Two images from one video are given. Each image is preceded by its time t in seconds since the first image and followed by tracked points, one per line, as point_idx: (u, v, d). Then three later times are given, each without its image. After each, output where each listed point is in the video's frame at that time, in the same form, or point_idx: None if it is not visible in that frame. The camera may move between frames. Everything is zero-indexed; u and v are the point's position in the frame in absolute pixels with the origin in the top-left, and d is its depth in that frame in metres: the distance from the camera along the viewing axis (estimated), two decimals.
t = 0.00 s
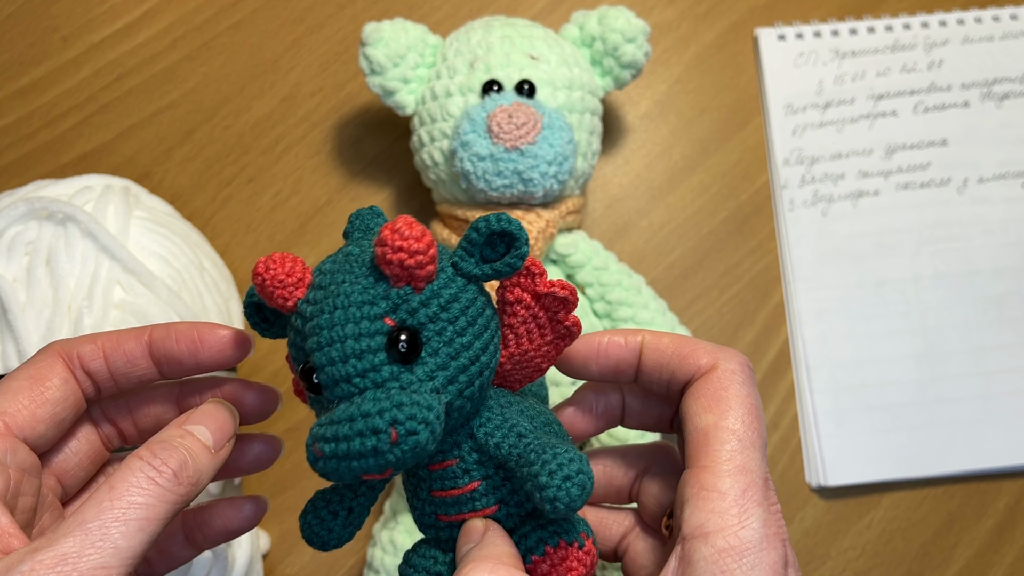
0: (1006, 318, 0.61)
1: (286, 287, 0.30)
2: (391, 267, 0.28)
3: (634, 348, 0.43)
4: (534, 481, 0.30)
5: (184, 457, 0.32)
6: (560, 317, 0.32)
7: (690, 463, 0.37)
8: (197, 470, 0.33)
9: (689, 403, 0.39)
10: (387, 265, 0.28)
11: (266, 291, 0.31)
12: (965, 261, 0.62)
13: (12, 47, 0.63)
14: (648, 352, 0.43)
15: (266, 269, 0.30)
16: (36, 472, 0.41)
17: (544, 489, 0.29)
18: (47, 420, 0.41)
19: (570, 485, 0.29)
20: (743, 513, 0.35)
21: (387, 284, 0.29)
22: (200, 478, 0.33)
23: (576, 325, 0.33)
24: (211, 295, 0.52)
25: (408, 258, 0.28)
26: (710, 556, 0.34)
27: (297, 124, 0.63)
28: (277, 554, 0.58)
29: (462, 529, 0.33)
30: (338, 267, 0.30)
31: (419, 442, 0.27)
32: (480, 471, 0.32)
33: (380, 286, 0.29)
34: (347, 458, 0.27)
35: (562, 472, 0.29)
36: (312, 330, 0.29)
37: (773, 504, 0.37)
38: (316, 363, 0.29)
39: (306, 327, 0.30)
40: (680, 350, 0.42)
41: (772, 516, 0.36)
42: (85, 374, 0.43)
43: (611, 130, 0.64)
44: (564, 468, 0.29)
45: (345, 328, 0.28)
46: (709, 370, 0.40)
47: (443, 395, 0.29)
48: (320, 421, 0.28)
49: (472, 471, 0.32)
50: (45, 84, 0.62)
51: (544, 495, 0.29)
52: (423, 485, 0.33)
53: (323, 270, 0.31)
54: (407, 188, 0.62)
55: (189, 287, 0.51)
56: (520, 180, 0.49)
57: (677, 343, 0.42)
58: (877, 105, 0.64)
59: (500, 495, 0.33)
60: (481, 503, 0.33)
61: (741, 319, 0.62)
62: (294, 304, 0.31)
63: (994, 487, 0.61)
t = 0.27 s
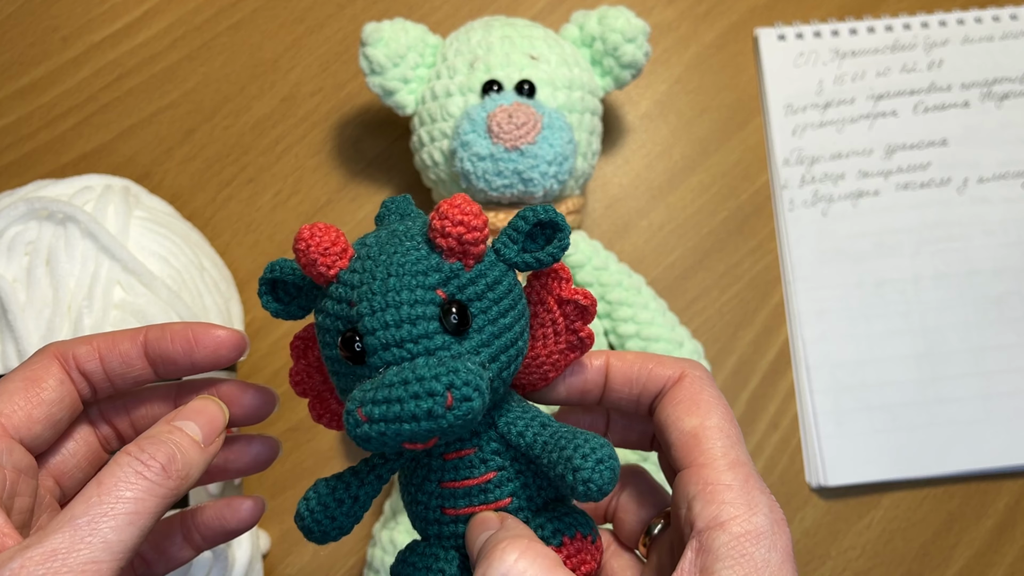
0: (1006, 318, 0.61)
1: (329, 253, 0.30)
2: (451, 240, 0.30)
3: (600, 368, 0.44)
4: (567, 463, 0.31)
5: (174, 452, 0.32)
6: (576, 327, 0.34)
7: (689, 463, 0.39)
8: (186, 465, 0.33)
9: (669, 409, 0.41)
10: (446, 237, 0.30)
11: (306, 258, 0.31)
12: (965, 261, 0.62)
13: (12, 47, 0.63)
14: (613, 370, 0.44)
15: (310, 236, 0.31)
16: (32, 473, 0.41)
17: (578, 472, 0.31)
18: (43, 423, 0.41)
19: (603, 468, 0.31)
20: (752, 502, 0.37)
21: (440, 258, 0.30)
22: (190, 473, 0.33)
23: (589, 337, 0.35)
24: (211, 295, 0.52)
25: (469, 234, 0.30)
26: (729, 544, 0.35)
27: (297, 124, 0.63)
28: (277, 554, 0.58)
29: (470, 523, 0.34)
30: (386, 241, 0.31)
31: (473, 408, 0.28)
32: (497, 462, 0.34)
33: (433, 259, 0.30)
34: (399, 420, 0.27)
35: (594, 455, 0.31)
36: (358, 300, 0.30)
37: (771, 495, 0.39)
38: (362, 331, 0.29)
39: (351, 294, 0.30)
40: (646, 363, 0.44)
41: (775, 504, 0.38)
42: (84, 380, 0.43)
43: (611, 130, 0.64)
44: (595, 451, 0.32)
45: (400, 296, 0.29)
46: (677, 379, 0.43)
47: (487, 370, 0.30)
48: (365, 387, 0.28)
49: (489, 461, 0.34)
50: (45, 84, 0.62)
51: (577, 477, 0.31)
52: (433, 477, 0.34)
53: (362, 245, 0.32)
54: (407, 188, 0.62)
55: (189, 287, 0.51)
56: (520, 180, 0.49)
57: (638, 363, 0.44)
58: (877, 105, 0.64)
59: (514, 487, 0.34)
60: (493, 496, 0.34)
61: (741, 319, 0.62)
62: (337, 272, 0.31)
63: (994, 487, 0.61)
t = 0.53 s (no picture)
0: (1006, 318, 0.61)
1: (361, 211, 0.33)
2: (477, 198, 0.33)
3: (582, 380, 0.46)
4: (588, 406, 0.34)
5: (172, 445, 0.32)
6: (563, 310, 0.38)
7: (683, 460, 0.42)
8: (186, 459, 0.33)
9: (652, 419, 0.44)
10: (473, 194, 0.33)
11: (340, 216, 0.33)
12: (965, 261, 0.62)
13: (12, 47, 0.63)
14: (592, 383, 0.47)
15: (343, 197, 0.33)
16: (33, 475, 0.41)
17: (601, 408, 0.33)
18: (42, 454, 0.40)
19: (622, 403, 0.34)
20: (751, 479, 0.40)
21: (466, 215, 0.34)
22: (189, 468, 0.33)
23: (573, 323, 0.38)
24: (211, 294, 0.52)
25: (493, 192, 0.34)
26: (738, 515, 0.38)
27: (297, 124, 0.62)
28: (277, 554, 0.58)
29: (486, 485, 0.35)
30: (413, 205, 0.34)
31: (517, 330, 0.30)
32: (512, 420, 0.36)
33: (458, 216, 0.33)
34: (453, 340, 0.30)
35: (613, 393, 0.34)
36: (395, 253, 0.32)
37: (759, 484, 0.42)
38: (404, 276, 0.32)
39: (388, 245, 0.32)
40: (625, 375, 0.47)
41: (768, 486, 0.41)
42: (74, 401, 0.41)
43: (611, 130, 0.64)
44: (612, 391, 0.34)
45: (440, 241, 0.32)
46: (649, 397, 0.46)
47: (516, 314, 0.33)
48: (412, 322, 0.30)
49: (505, 419, 0.36)
50: (45, 84, 0.62)
51: (600, 412, 0.33)
52: (449, 441, 0.36)
53: (386, 213, 0.34)
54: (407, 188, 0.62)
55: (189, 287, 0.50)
56: (520, 180, 0.49)
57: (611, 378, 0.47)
58: (877, 105, 0.64)
59: (530, 444, 0.36)
60: (508, 454, 0.36)
61: (741, 319, 0.62)
62: (367, 231, 0.33)
63: (995, 487, 0.61)
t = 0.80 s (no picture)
0: (1006, 318, 0.61)
1: (361, 203, 0.33)
2: (478, 190, 0.34)
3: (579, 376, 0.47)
4: (590, 399, 0.34)
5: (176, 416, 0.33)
6: (561, 307, 0.38)
7: (683, 457, 0.42)
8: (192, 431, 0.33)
9: (651, 416, 0.44)
10: (474, 186, 0.34)
11: (339, 209, 0.33)
12: (965, 261, 0.62)
13: (12, 47, 0.63)
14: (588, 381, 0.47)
15: (342, 188, 0.33)
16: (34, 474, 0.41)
17: (601, 404, 0.34)
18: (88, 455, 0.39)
19: (623, 399, 0.34)
20: (751, 477, 0.40)
21: (466, 209, 0.34)
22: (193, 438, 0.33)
23: (569, 320, 0.38)
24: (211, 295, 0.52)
25: (494, 184, 0.34)
26: (738, 513, 0.38)
27: (297, 124, 0.63)
28: (277, 554, 0.58)
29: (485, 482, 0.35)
30: (412, 197, 0.34)
31: (520, 324, 0.31)
32: (511, 416, 0.36)
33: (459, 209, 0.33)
34: (455, 333, 0.30)
35: (613, 389, 0.34)
36: (397, 245, 0.32)
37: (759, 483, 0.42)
38: (405, 270, 0.32)
39: (387, 237, 0.32)
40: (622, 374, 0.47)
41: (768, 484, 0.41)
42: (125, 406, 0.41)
43: (611, 130, 0.64)
44: (612, 387, 0.34)
45: (441, 234, 0.32)
46: (646, 395, 0.46)
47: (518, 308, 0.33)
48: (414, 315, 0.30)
49: (504, 416, 0.36)
50: (45, 84, 0.62)
51: (601, 408, 0.33)
52: (447, 437, 0.36)
53: (385, 206, 0.34)
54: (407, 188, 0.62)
55: (189, 287, 0.50)
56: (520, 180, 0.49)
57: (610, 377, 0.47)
58: (877, 105, 0.64)
59: (528, 441, 0.36)
60: (506, 452, 0.36)
61: (740, 319, 0.62)
62: (366, 223, 0.33)
63: (994, 487, 0.61)
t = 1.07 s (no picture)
0: (1006, 318, 0.61)
1: (365, 207, 0.33)
2: (482, 191, 0.33)
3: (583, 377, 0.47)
4: (596, 399, 0.34)
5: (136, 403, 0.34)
6: (564, 307, 0.38)
7: (690, 458, 0.42)
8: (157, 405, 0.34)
9: (657, 418, 0.44)
10: (478, 188, 0.33)
11: (344, 211, 0.33)
12: (965, 261, 0.62)
13: (12, 46, 0.63)
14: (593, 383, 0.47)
15: (347, 190, 0.33)
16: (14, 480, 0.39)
17: (608, 403, 0.33)
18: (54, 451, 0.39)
19: (629, 398, 0.34)
20: (759, 479, 0.40)
21: (471, 210, 0.34)
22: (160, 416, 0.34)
23: (573, 320, 0.39)
24: (211, 295, 0.52)
25: (497, 186, 0.33)
26: (746, 514, 0.38)
27: (297, 124, 0.63)
28: (277, 554, 0.58)
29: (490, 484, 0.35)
30: (416, 199, 0.34)
31: (527, 323, 0.30)
32: (518, 417, 0.36)
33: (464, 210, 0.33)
34: (462, 334, 0.30)
35: (619, 388, 0.34)
36: (402, 247, 0.32)
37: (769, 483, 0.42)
38: (411, 272, 0.32)
39: (392, 239, 0.32)
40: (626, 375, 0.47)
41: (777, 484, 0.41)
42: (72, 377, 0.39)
43: (611, 130, 0.64)
44: (619, 387, 0.34)
45: (446, 235, 0.32)
46: (653, 396, 0.46)
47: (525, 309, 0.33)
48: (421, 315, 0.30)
49: (510, 416, 0.36)
50: (45, 84, 0.62)
51: (608, 407, 0.33)
52: (453, 440, 0.36)
53: (389, 208, 0.34)
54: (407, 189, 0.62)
55: (188, 287, 0.50)
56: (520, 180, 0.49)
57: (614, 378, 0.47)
58: (877, 105, 0.64)
59: (535, 441, 0.36)
60: (514, 452, 0.36)
61: (740, 319, 0.62)
62: (371, 225, 0.33)
63: (995, 487, 0.61)
